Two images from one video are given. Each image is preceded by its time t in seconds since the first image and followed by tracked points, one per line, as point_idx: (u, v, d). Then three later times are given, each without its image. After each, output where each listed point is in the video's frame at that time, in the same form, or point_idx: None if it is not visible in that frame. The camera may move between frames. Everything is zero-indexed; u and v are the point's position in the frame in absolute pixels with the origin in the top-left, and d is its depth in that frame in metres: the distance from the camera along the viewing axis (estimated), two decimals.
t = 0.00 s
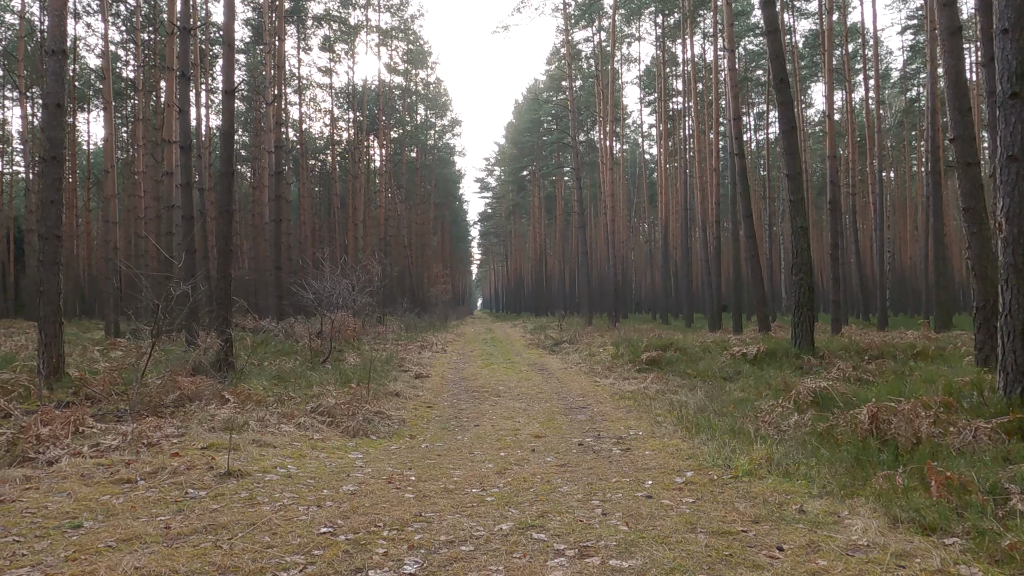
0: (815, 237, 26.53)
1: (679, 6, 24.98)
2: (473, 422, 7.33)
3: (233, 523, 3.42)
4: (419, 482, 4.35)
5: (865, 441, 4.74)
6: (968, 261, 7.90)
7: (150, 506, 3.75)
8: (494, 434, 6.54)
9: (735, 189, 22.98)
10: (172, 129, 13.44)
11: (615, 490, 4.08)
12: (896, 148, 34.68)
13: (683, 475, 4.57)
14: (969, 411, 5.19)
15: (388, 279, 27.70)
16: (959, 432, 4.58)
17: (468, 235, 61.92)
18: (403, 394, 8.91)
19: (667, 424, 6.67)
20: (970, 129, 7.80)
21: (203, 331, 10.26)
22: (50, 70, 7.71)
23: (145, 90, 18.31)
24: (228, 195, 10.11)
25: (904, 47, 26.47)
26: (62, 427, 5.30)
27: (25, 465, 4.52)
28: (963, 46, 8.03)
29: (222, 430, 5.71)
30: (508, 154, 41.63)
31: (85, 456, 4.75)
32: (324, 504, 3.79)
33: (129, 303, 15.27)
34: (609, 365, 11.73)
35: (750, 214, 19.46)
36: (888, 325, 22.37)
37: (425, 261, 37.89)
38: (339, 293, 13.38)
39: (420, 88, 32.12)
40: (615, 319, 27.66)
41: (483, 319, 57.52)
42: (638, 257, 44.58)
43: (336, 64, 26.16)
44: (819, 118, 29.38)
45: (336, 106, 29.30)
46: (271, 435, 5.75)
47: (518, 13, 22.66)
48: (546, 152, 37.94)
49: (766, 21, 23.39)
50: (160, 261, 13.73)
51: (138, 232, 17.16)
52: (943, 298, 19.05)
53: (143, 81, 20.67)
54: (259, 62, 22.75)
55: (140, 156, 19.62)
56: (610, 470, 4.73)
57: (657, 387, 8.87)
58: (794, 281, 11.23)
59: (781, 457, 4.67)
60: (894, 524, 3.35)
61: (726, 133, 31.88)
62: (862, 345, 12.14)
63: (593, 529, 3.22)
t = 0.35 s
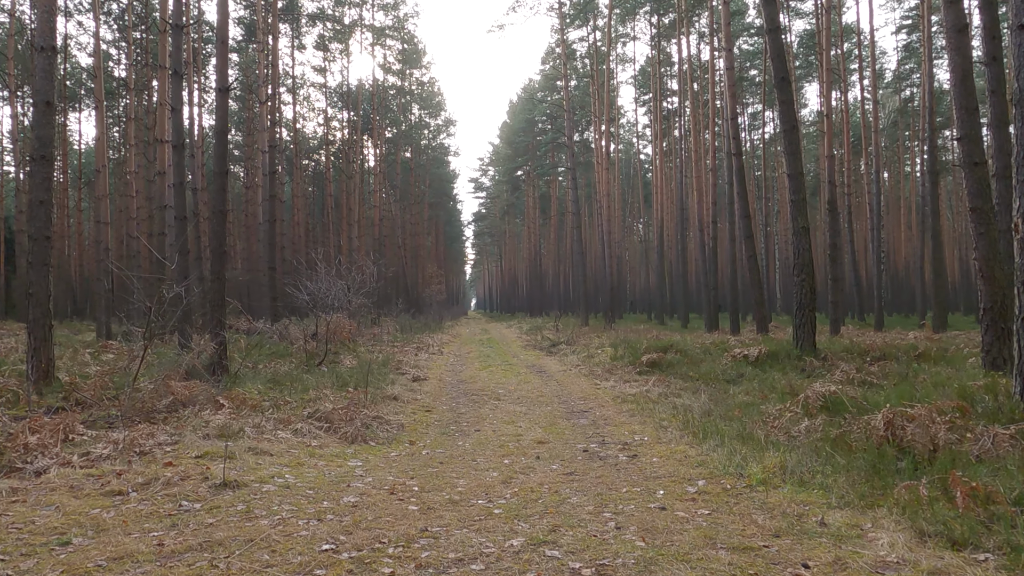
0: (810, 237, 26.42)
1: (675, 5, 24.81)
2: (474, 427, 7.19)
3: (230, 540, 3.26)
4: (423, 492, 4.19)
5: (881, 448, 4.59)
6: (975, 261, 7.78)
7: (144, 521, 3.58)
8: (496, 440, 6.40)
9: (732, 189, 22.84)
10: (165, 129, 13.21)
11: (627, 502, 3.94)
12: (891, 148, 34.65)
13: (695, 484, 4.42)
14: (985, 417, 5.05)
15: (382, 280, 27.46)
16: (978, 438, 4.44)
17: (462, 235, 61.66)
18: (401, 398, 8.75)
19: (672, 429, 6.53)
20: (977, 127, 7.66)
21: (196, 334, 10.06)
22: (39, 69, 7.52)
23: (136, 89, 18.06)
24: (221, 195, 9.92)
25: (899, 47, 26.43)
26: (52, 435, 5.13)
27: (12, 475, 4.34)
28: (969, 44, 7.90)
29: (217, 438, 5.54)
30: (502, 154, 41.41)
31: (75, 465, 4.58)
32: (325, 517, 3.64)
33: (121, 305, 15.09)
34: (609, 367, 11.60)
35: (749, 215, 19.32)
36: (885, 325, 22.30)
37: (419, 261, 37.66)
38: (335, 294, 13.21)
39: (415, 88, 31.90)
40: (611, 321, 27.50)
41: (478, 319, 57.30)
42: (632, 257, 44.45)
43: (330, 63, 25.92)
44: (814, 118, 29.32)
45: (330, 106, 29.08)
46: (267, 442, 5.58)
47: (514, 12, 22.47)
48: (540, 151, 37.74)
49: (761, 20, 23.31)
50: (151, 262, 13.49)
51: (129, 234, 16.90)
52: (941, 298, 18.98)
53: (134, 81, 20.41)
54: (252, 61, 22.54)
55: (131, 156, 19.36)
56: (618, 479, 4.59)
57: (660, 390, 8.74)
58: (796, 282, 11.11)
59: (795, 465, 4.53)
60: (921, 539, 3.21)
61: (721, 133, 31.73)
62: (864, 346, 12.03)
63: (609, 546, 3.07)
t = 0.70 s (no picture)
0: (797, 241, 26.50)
1: (663, 9, 24.80)
2: (465, 432, 7.06)
3: (218, 556, 3.11)
4: (416, 502, 4.06)
5: (883, 454, 4.51)
6: (969, 265, 7.73)
7: (126, 535, 3.43)
8: (489, 446, 6.28)
9: (719, 193, 22.79)
10: (148, 129, 12.97)
11: (628, 511, 3.82)
12: (876, 151, 34.83)
13: (695, 493, 4.32)
14: (986, 421, 4.99)
15: (369, 283, 27.27)
16: (981, 443, 4.37)
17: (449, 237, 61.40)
18: (390, 403, 8.61)
19: (667, 434, 6.42)
20: (969, 130, 7.63)
21: (180, 339, 9.86)
22: (18, 67, 7.31)
23: (119, 90, 17.77)
24: (206, 197, 9.69)
25: (884, 52, 26.58)
26: (29, 444, 4.94)
27: None
28: (961, 47, 7.87)
29: (202, 445, 5.39)
30: (489, 157, 41.27)
31: (53, 475, 4.41)
32: (316, 529, 3.50)
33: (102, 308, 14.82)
34: (599, 370, 11.49)
35: (737, 218, 19.26)
36: (871, 329, 22.35)
37: (405, 265, 37.43)
38: (321, 297, 13.02)
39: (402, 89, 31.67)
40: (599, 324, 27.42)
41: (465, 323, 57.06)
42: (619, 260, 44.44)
43: (316, 65, 25.66)
44: (801, 122, 29.40)
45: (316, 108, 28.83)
46: (254, 450, 5.43)
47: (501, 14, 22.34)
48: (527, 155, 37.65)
49: (749, 24, 23.34)
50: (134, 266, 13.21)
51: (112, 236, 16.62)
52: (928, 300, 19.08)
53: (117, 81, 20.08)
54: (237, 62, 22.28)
55: (114, 158, 19.05)
56: (616, 487, 4.48)
57: (653, 395, 8.65)
58: (786, 285, 11.05)
59: (796, 473, 4.43)
60: (934, 551, 3.12)
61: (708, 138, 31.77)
62: (854, 348, 12.00)
63: (612, 561, 2.96)
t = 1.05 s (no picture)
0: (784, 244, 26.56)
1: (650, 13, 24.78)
2: (457, 438, 6.97)
3: (211, 570, 3.01)
4: (412, 512, 3.97)
5: (884, 460, 4.46)
6: (961, 268, 7.71)
7: (113, 548, 3.32)
8: (482, 451, 6.20)
9: (707, 196, 22.78)
10: (132, 130, 12.77)
11: (629, 519, 3.75)
12: (861, 155, 35.04)
13: (693, 499, 4.26)
14: (984, 425, 4.95)
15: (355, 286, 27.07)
16: (981, 448, 4.33)
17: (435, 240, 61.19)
18: (380, 408, 8.51)
19: (662, 440, 6.36)
20: (960, 134, 7.63)
21: (165, 343, 9.68)
22: None
23: (103, 91, 17.52)
24: (192, 199, 9.54)
25: (870, 57, 26.72)
26: (10, 453, 4.80)
27: None
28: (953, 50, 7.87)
29: (190, 453, 5.27)
30: (476, 160, 41.15)
31: (37, 485, 4.28)
32: (309, 541, 3.41)
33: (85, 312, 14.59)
34: (590, 374, 11.42)
35: (725, 221, 19.24)
36: (858, 332, 22.42)
37: (392, 268, 37.20)
38: (309, 301, 12.85)
39: (389, 91, 31.48)
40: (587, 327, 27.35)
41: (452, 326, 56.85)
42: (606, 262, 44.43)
43: (302, 66, 25.43)
44: (788, 126, 29.52)
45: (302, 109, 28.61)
46: (243, 457, 5.32)
47: (489, 16, 22.22)
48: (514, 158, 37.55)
49: (736, 28, 23.36)
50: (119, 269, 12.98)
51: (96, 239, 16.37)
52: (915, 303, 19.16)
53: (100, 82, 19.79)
54: (222, 63, 22.05)
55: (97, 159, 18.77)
56: (614, 494, 4.40)
57: (645, 399, 8.59)
58: (777, 288, 11.03)
59: (797, 480, 4.37)
60: (943, 560, 3.07)
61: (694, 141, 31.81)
62: (844, 352, 12.00)
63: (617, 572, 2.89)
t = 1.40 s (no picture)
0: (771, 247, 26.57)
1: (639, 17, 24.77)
2: (451, 445, 6.90)
3: None
4: (408, 524, 3.90)
5: (884, 469, 4.44)
6: (953, 273, 7.71)
7: (103, 565, 3.22)
8: (476, 459, 6.13)
9: (695, 199, 22.74)
10: (118, 132, 12.59)
11: (630, 532, 3.70)
12: (848, 159, 35.24)
13: (693, 510, 4.21)
14: (982, 432, 4.92)
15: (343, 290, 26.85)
16: (981, 455, 4.30)
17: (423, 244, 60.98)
18: (371, 415, 8.42)
19: (658, 446, 6.31)
20: (952, 139, 7.64)
21: (153, 349, 9.54)
22: None
23: (88, 93, 17.29)
24: (179, 203, 9.40)
25: (856, 62, 26.87)
26: None
27: None
28: (944, 55, 7.87)
29: (180, 463, 5.17)
30: (464, 163, 41.03)
31: (22, 498, 4.17)
32: (305, 556, 3.34)
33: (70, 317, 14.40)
34: (582, 380, 11.36)
35: (714, 225, 19.23)
36: (846, 335, 22.49)
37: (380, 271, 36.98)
38: (297, 305, 12.72)
39: (376, 94, 31.33)
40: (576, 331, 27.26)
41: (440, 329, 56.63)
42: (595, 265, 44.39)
43: (290, 68, 25.25)
44: (775, 129, 29.61)
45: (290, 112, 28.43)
46: (234, 468, 5.23)
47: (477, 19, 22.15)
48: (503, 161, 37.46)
49: (724, 32, 23.41)
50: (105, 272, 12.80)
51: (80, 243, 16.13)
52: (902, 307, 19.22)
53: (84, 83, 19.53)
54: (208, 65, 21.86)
55: (82, 162, 18.53)
56: (614, 504, 4.35)
57: (638, 405, 8.55)
58: (768, 293, 11.00)
59: (797, 489, 4.32)
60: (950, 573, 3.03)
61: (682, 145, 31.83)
62: (835, 356, 12.00)
63: None
